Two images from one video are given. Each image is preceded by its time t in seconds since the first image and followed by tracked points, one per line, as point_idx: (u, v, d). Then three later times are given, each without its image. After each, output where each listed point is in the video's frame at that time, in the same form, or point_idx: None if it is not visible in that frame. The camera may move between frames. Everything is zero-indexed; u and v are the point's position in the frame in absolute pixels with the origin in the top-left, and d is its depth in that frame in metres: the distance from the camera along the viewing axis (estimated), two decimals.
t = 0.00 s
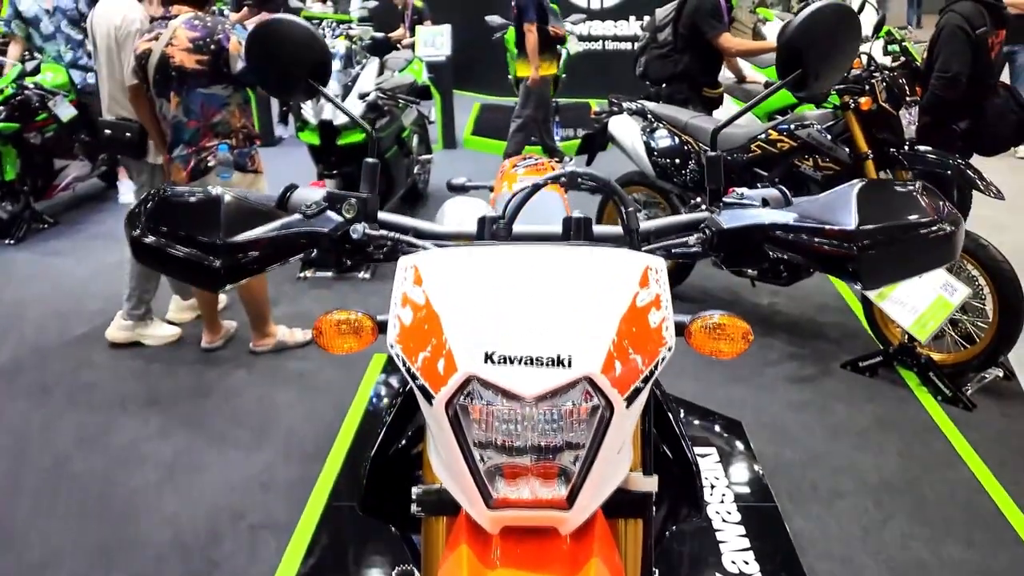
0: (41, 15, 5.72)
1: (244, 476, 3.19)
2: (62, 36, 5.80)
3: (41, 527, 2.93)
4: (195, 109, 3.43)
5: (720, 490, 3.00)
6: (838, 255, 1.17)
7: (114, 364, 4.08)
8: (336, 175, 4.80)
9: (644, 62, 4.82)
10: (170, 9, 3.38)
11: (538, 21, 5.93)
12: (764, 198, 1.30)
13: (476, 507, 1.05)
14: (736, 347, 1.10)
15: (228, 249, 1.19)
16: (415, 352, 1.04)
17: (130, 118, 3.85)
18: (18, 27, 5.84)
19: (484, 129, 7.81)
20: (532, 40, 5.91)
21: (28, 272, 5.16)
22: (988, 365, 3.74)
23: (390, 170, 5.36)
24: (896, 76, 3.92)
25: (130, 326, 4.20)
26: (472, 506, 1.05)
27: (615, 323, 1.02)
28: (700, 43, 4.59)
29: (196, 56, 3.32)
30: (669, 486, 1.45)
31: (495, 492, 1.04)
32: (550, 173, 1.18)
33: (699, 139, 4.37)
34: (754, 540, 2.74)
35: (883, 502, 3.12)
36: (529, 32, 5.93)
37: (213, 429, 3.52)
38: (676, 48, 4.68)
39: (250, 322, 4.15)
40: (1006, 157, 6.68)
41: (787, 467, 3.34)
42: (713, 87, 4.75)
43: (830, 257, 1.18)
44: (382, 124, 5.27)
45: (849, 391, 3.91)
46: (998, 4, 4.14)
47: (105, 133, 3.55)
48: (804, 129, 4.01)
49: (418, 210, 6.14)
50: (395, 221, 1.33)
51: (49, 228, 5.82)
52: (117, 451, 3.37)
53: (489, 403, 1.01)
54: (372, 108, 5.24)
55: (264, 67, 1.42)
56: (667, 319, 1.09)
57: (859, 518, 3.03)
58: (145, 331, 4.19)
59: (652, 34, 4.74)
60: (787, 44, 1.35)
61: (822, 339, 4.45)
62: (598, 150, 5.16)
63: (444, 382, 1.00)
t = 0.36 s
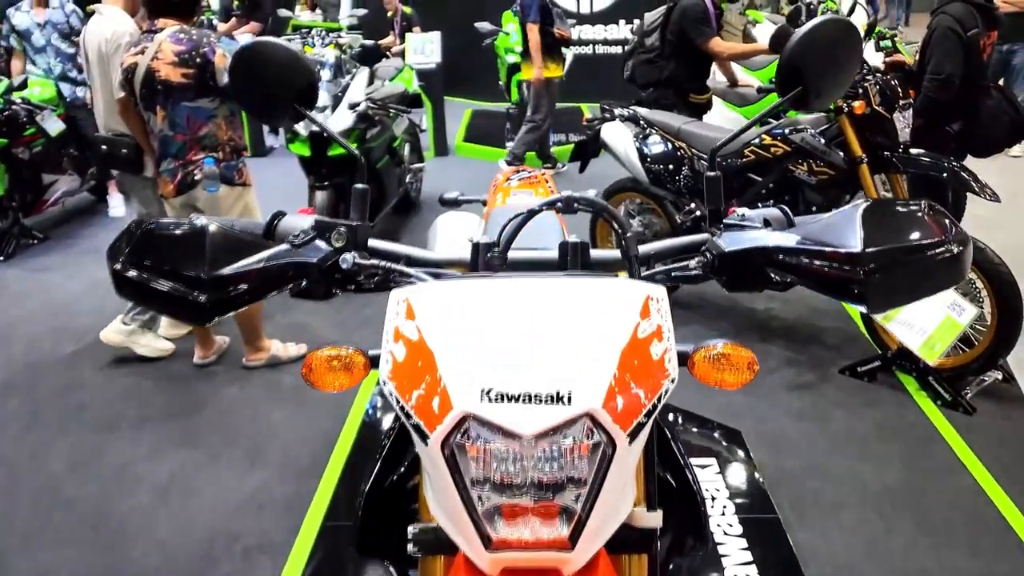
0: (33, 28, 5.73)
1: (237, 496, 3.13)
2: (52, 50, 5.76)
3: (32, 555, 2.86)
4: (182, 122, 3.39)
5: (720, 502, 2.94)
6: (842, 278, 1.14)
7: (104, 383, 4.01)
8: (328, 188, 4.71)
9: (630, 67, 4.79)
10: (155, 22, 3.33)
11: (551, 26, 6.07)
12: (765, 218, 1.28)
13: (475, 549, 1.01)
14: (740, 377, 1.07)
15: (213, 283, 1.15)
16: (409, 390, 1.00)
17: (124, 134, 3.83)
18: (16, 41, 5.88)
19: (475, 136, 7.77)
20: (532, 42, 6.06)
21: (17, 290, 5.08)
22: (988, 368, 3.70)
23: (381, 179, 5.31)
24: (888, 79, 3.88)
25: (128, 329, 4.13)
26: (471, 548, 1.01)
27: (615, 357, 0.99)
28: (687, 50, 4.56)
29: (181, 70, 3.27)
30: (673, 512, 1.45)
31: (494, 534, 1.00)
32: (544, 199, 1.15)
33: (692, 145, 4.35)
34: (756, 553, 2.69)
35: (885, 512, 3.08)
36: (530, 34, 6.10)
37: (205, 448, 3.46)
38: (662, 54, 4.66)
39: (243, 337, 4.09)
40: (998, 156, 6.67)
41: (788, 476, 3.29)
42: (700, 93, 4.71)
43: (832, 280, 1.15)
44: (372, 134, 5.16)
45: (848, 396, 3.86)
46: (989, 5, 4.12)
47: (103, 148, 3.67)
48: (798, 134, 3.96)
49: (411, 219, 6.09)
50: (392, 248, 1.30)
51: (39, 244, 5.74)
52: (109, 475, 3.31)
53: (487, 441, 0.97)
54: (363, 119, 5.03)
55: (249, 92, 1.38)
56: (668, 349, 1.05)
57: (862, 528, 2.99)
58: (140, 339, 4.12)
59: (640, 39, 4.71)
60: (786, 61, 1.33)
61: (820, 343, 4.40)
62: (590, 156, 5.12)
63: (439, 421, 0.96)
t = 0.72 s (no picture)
0: (21, 37, 5.63)
1: (225, 510, 3.08)
2: (40, 58, 5.70)
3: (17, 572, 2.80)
4: (167, 130, 3.34)
5: (716, 510, 2.89)
6: (839, 297, 1.11)
7: (91, 395, 3.94)
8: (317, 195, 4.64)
9: (618, 68, 4.76)
10: (141, 30, 3.28)
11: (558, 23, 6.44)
12: (760, 234, 1.25)
13: None
14: (737, 402, 1.05)
15: (196, 309, 1.12)
16: (395, 419, 0.96)
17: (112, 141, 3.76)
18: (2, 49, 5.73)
19: (465, 140, 7.73)
20: (548, 40, 6.29)
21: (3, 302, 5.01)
22: (982, 369, 3.68)
23: (370, 186, 5.25)
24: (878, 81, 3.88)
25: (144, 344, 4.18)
26: None
27: (608, 384, 0.95)
28: (676, 52, 4.53)
29: (166, 77, 3.22)
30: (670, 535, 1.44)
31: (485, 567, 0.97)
32: (532, 218, 1.11)
33: (682, 147, 4.31)
34: (753, 561, 2.65)
35: (883, 517, 3.05)
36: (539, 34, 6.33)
37: (193, 460, 3.40)
38: (649, 56, 4.64)
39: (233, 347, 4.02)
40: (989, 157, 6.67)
41: (784, 481, 3.26)
42: (688, 95, 4.68)
43: (828, 297, 1.12)
44: (362, 140, 5.07)
45: (842, 399, 3.82)
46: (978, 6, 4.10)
47: (89, 155, 3.60)
48: (789, 136, 3.93)
49: (401, 225, 6.05)
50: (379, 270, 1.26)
51: (26, 254, 5.66)
52: (96, 488, 3.25)
53: (476, 472, 0.93)
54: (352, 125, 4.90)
55: (229, 106, 1.34)
56: (663, 374, 1.02)
57: (859, 533, 2.96)
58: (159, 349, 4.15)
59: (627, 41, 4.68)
60: (781, 73, 1.30)
61: (814, 345, 4.36)
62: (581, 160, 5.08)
63: (427, 452, 0.93)
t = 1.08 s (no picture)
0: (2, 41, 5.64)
1: (213, 519, 3.03)
2: (21, 62, 5.70)
3: None
4: (151, 135, 3.30)
5: (708, 512, 2.87)
6: (830, 305, 1.09)
7: (75, 403, 3.89)
8: (304, 198, 4.58)
9: (604, 69, 4.79)
10: (125, 33, 3.25)
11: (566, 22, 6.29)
12: (750, 241, 1.22)
13: None
14: (729, 415, 1.03)
15: (171, 324, 1.09)
16: (377, 437, 0.93)
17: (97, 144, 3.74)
18: None
19: (452, 141, 7.68)
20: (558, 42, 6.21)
21: None
22: (971, 367, 3.61)
23: (357, 189, 5.21)
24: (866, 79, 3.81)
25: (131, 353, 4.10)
26: None
27: (596, 399, 0.93)
28: (663, 53, 4.51)
29: (149, 81, 3.18)
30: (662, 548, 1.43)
31: None
32: (518, 228, 1.08)
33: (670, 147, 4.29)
34: (745, 565, 2.63)
35: (875, 518, 3.04)
36: (549, 35, 6.21)
37: (179, 468, 3.35)
38: (635, 57, 4.63)
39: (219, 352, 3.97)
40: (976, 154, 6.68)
41: (776, 483, 3.24)
42: (674, 96, 4.67)
43: (820, 306, 1.10)
44: (347, 142, 5.00)
45: (833, 399, 3.81)
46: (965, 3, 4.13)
47: (71, 159, 3.53)
48: (776, 136, 3.91)
49: (389, 227, 6.01)
50: (362, 281, 1.23)
51: (10, 259, 5.59)
52: (81, 498, 3.20)
53: (461, 492, 0.91)
54: (338, 126, 4.80)
55: (205, 114, 1.31)
56: (652, 388, 1.00)
57: (851, 535, 2.94)
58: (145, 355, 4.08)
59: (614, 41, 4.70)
60: (770, 76, 1.28)
61: (803, 345, 4.33)
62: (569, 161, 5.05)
63: (410, 472, 0.90)
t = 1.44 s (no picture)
0: None
1: (199, 522, 3.01)
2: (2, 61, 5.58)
3: None
4: (135, 135, 3.26)
5: (697, 511, 2.86)
6: (815, 308, 1.08)
7: (59, 406, 3.85)
8: (290, 197, 4.54)
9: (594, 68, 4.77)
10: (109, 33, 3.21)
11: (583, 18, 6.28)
12: (734, 242, 1.21)
13: None
14: (713, 420, 1.02)
15: (146, 332, 1.07)
16: (357, 447, 0.92)
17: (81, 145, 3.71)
18: None
19: (440, 139, 7.64)
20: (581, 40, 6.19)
21: None
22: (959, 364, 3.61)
23: (344, 187, 5.17)
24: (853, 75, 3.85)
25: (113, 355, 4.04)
26: None
27: (578, 406, 0.92)
28: (653, 52, 4.50)
29: (134, 80, 3.15)
30: (650, 554, 1.44)
31: None
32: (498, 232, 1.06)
33: (658, 145, 4.28)
34: (734, 563, 2.63)
35: (863, 514, 3.04)
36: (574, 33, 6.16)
37: (164, 472, 3.32)
38: (625, 55, 4.61)
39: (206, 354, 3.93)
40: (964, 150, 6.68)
41: (764, 482, 3.23)
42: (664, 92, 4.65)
43: (805, 309, 1.09)
44: (335, 141, 4.94)
45: (822, 396, 3.80)
46: None
47: (55, 159, 3.51)
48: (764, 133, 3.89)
49: (378, 226, 5.98)
50: (342, 285, 1.21)
51: None
52: (65, 503, 3.17)
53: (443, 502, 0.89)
54: (325, 125, 4.77)
55: (182, 117, 1.30)
56: (636, 394, 0.98)
57: (840, 533, 2.95)
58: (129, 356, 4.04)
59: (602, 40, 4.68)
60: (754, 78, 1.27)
61: (791, 342, 4.33)
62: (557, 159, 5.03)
63: (390, 481, 0.89)
